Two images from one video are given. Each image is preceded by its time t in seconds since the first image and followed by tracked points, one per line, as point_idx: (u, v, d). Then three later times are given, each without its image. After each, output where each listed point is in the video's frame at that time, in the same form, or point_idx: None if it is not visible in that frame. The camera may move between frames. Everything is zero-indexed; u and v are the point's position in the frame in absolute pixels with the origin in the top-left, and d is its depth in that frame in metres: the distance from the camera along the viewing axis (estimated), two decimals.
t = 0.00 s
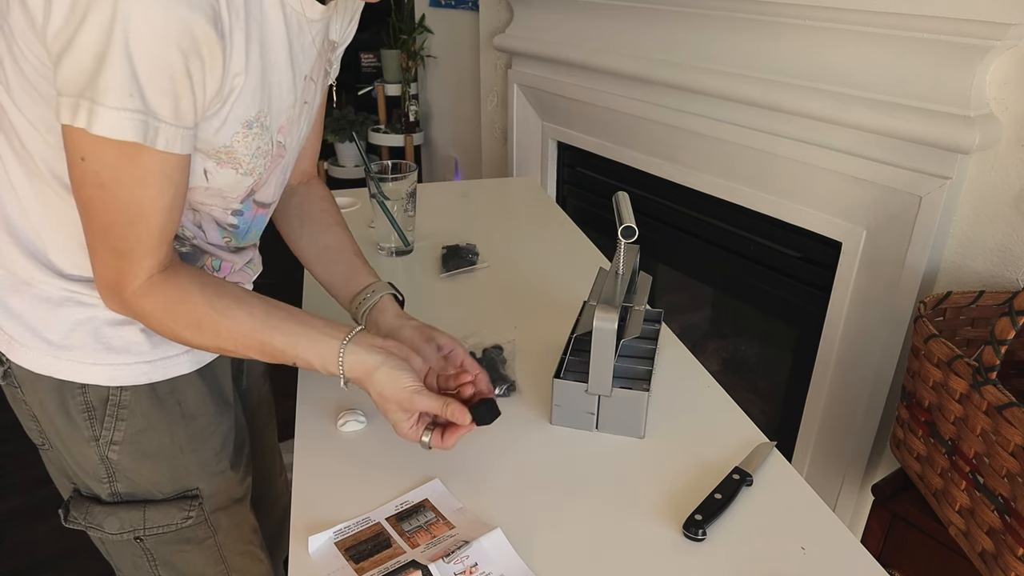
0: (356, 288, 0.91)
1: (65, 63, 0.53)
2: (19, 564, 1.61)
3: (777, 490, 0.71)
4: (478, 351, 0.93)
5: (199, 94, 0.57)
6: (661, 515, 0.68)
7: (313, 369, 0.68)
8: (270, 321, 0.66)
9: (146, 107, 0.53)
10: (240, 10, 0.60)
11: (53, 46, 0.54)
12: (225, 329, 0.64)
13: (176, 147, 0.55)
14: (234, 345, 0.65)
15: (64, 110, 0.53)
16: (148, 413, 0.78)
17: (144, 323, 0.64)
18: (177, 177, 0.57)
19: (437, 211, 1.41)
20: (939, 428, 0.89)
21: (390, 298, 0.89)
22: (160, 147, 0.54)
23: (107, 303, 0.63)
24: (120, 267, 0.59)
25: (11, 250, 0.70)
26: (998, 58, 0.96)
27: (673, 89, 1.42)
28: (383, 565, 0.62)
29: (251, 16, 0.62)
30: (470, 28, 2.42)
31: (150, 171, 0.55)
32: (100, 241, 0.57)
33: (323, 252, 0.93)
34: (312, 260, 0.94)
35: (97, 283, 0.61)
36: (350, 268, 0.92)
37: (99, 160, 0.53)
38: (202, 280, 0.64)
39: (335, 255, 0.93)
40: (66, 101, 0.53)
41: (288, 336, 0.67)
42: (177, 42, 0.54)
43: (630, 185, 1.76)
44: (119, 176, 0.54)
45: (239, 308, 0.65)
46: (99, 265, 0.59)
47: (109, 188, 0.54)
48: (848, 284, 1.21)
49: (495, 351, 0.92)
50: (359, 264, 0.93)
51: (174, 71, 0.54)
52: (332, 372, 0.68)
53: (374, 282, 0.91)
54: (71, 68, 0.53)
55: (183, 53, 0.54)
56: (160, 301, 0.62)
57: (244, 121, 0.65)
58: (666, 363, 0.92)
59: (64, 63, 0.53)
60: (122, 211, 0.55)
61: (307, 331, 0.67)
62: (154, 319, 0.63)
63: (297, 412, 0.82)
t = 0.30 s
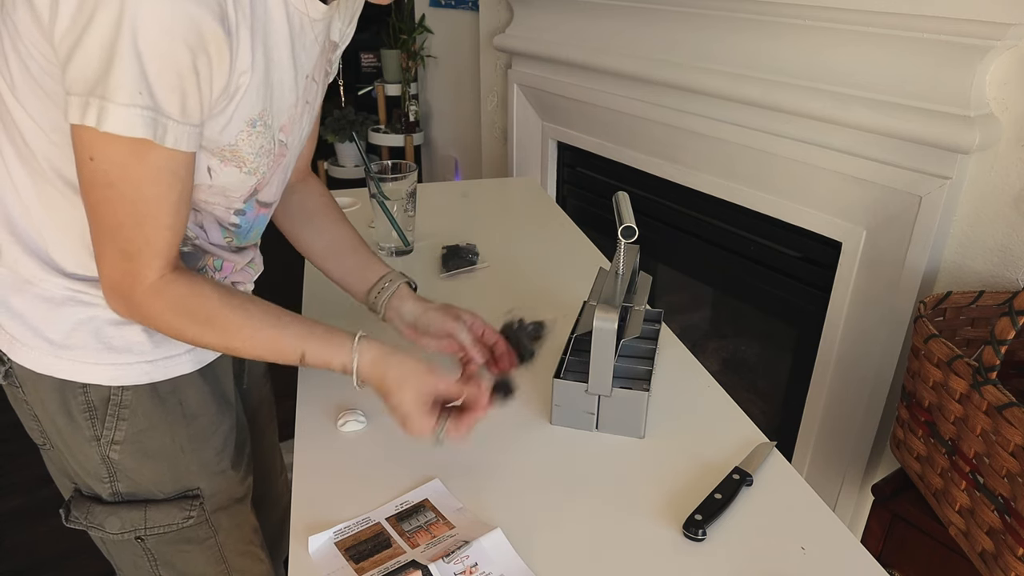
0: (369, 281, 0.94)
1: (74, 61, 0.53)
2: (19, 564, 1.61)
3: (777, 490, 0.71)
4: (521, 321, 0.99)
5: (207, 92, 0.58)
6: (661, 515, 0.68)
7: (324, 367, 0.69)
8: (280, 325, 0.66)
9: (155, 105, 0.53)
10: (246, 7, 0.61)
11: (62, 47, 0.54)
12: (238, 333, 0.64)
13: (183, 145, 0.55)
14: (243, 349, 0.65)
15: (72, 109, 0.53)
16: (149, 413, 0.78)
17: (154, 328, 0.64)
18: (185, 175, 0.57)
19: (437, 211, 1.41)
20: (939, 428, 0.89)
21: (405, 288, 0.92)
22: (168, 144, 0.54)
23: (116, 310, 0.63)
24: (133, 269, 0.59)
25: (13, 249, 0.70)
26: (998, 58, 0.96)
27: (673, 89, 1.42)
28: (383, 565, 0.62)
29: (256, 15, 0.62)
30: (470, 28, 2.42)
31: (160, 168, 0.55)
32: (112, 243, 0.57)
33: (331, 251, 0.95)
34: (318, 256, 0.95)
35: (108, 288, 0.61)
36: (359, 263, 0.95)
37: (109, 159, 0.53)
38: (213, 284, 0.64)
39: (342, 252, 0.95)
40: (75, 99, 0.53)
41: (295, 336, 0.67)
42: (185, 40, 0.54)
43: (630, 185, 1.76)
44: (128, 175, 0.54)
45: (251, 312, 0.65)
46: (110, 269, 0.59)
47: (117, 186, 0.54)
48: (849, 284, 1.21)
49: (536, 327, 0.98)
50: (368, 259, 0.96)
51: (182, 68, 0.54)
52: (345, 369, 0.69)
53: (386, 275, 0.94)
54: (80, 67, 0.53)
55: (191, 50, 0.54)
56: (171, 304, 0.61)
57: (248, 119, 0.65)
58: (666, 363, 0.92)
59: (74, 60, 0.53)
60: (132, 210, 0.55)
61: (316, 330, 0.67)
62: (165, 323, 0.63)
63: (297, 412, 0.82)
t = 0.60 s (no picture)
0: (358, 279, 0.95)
1: (98, 51, 0.54)
2: (19, 564, 1.61)
3: (777, 490, 0.71)
4: (532, 309, 1.00)
5: (225, 76, 0.58)
6: (661, 515, 0.68)
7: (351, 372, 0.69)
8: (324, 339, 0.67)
9: (186, 85, 0.53)
10: None
11: (82, 38, 0.55)
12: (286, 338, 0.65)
13: (213, 129, 0.55)
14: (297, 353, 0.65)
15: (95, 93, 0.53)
16: (143, 411, 0.78)
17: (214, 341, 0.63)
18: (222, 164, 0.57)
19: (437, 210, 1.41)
20: (939, 428, 0.89)
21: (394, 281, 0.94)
22: (205, 129, 0.54)
23: (173, 325, 0.62)
24: (185, 275, 0.58)
25: (9, 246, 0.70)
26: (998, 58, 0.96)
27: (673, 89, 1.42)
28: (382, 565, 0.62)
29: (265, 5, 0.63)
30: (470, 28, 2.42)
31: (202, 160, 0.55)
32: (163, 248, 0.56)
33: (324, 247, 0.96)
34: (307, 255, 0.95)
35: (162, 301, 0.60)
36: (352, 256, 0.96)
37: (154, 154, 0.53)
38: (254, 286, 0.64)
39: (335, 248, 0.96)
40: (96, 86, 0.53)
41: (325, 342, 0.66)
42: (208, 25, 0.55)
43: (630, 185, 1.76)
44: (171, 168, 0.54)
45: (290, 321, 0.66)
46: (163, 278, 0.58)
47: (165, 183, 0.54)
48: (849, 284, 1.21)
49: (546, 317, 0.99)
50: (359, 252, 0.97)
51: (207, 50, 0.55)
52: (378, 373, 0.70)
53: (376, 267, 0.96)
54: (106, 53, 0.53)
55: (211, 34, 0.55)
56: (223, 310, 0.61)
57: (258, 107, 0.64)
58: (666, 363, 0.92)
59: (93, 52, 0.54)
60: (178, 207, 0.55)
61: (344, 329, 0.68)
62: (223, 332, 0.63)
63: (297, 412, 0.82)
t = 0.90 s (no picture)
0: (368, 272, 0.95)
1: (96, 45, 0.54)
2: (19, 564, 1.60)
3: (777, 490, 0.71)
4: (532, 309, 1.00)
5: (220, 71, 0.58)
6: (661, 515, 0.68)
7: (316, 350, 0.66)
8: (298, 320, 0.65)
9: (176, 77, 0.53)
10: None
11: (82, 34, 0.55)
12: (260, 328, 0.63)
13: (202, 123, 0.55)
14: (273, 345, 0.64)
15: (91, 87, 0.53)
16: (144, 410, 0.78)
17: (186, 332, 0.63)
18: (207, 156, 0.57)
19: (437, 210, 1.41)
20: (939, 428, 0.89)
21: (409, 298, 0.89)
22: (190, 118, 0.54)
23: (146, 316, 0.62)
24: (160, 265, 0.58)
25: (9, 244, 0.70)
26: (998, 58, 0.96)
27: (673, 89, 1.42)
28: (383, 565, 0.62)
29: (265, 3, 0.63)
30: (470, 28, 2.42)
31: (186, 152, 0.55)
32: (138, 239, 0.56)
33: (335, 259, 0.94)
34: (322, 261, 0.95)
35: (137, 290, 0.60)
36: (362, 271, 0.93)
37: (136, 143, 0.53)
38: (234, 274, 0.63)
39: (346, 260, 0.94)
40: (96, 79, 0.53)
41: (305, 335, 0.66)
42: (205, 21, 0.55)
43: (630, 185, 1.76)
44: (154, 158, 0.53)
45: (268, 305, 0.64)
46: (137, 268, 0.58)
47: (146, 173, 0.53)
48: (849, 284, 1.21)
49: (546, 316, 0.99)
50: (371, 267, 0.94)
51: (203, 43, 0.55)
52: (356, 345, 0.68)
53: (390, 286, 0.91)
54: (103, 47, 0.53)
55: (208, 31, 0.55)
56: (197, 302, 0.60)
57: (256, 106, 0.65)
58: (666, 363, 0.92)
59: (95, 46, 0.54)
60: (159, 197, 0.54)
61: (318, 303, 0.66)
62: (196, 324, 0.62)
63: (297, 412, 0.82)
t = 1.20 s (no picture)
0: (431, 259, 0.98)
1: (112, 57, 0.53)
2: (19, 564, 1.61)
3: (777, 490, 0.71)
4: (532, 309, 1.00)
5: (249, 77, 0.56)
6: (661, 515, 0.68)
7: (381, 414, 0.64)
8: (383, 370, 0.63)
9: (208, 88, 0.52)
10: None
11: (98, 42, 0.54)
12: (343, 375, 0.62)
13: (239, 130, 0.54)
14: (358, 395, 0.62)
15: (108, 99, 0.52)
16: (145, 409, 0.78)
17: (270, 369, 0.62)
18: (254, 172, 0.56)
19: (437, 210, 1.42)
20: (939, 428, 0.89)
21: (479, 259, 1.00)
22: (227, 130, 0.53)
23: (233, 350, 0.62)
24: (233, 294, 0.57)
25: (8, 244, 0.70)
26: (998, 58, 0.96)
27: (673, 90, 1.42)
28: (383, 565, 0.62)
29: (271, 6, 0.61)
30: (470, 28, 2.43)
31: (233, 167, 0.54)
32: (208, 266, 0.56)
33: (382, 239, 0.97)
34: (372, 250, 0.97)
35: (218, 323, 0.60)
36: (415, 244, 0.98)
37: (182, 161, 0.52)
38: (318, 322, 0.62)
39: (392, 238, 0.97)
40: (111, 91, 0.53)
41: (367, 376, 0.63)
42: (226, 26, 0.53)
43: (631, 185, 1.76)
44: (203, 175, 0.53)
45: (352, 357, 0.62)
46: (213, 297, 0.58)
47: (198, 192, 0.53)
48: (849, 284, 1.21)
49: (546, 316, 0.99)
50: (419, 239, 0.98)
51: (228, 48, 0.54)
52: (421, 429, 0.66)
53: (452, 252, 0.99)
54: (119, 59, 0.52)
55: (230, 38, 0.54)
56: (277, 335, 0.60)
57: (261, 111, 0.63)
58: (666, 363, 0.92)
59: (109, 58, 0.53)
60: (213, 217, 0.54)
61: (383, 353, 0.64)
62: (279, 360, 0.61)
63: (297, 412, 0.82)
